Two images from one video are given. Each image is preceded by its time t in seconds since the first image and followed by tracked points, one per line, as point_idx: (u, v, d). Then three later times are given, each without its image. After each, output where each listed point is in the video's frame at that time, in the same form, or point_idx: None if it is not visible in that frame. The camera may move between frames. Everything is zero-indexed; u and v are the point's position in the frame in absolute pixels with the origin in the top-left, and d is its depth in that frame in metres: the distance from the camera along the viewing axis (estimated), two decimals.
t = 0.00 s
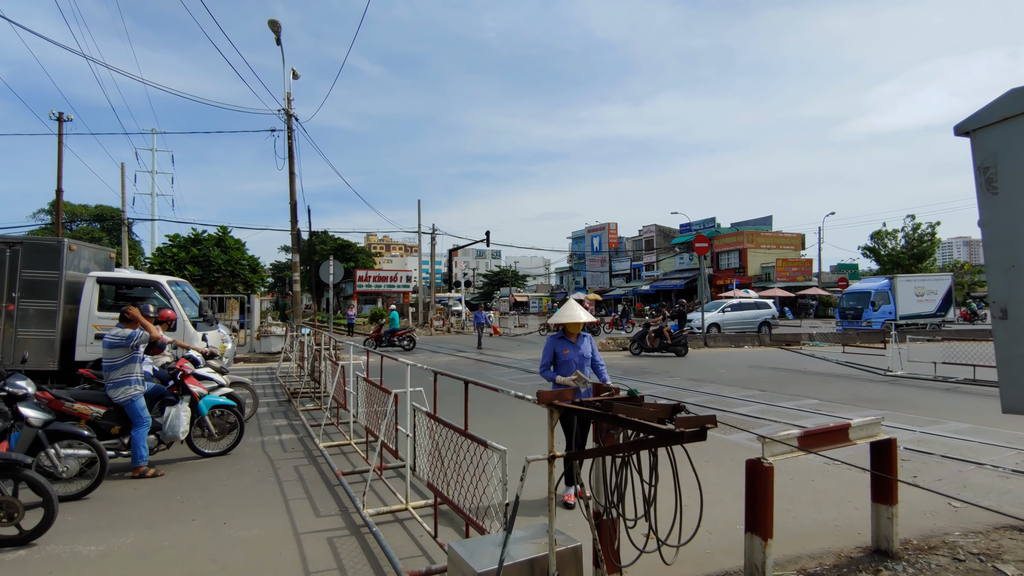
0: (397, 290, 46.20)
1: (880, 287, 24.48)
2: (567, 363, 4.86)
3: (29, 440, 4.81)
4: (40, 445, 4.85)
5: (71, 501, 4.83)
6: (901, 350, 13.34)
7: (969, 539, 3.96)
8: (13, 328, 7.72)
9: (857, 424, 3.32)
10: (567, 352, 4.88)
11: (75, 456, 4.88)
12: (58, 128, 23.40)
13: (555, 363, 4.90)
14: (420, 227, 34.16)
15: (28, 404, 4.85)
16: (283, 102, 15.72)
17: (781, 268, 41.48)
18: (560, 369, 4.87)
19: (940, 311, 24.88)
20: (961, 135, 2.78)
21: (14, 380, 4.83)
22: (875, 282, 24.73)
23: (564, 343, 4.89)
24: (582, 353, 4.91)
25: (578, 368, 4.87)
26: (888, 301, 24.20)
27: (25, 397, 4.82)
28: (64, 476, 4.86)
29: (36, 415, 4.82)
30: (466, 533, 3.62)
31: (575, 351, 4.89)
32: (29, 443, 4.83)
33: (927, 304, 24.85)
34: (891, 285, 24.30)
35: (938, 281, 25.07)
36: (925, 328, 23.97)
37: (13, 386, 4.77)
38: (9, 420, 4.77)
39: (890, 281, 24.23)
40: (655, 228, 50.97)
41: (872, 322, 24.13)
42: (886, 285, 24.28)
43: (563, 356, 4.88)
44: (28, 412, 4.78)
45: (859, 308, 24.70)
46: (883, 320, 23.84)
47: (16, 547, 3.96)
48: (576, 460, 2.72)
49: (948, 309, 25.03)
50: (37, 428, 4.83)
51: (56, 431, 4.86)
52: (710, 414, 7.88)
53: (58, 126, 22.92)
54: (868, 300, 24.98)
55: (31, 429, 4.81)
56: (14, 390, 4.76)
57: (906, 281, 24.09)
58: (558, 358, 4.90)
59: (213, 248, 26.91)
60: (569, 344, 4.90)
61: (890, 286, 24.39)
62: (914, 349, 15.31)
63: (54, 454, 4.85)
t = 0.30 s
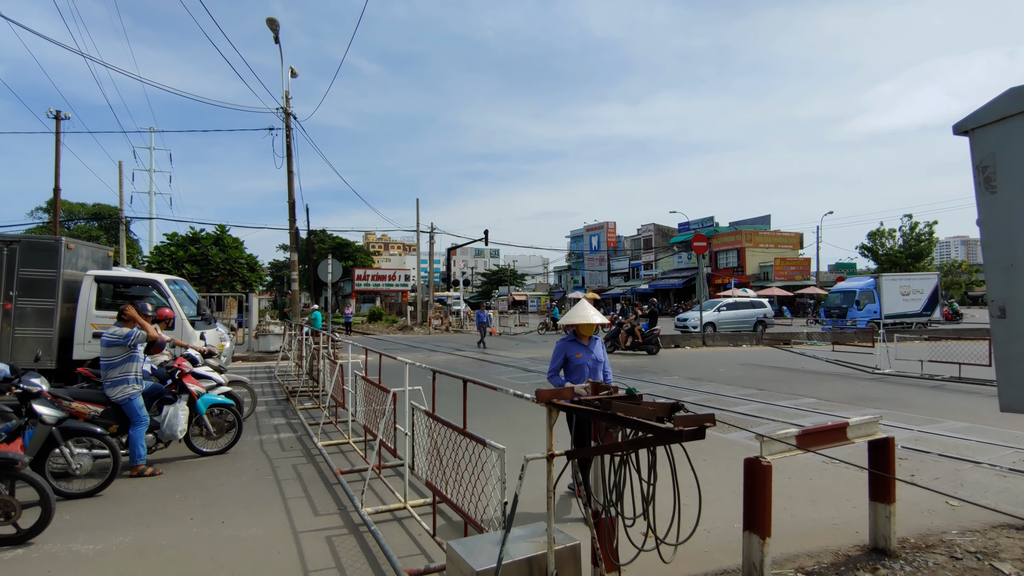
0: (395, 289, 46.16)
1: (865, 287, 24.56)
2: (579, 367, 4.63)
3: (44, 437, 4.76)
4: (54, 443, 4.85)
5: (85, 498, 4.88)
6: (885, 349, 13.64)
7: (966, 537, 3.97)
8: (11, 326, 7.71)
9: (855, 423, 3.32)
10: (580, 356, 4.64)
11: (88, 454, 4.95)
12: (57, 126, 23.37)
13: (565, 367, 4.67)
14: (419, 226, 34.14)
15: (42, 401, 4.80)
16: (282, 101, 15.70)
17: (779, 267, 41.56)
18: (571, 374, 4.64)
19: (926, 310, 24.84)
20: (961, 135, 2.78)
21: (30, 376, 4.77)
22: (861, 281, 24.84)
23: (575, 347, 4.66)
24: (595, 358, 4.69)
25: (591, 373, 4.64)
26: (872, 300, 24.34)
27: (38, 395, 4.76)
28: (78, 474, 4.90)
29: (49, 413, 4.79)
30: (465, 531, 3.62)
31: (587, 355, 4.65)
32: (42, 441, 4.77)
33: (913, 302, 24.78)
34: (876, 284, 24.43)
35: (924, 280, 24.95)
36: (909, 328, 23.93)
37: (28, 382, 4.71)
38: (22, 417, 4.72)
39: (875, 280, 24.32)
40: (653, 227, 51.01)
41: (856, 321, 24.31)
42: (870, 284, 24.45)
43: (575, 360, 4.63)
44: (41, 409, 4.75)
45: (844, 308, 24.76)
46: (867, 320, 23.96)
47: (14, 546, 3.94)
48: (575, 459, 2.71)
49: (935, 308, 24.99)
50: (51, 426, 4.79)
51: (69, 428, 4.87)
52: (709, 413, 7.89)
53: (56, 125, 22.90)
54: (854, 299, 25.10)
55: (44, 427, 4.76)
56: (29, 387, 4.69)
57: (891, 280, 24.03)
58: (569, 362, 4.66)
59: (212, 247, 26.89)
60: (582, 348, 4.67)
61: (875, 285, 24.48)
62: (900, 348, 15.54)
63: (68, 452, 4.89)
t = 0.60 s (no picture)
0: (396, 286, 46.15)
1: (854, 285, 24.67)
2: (595, 367, 4.49)
3: (55, 432, 4.73)
4: (66, 438, 4.83)
5: (95, 493, 4.94)
6: (875, 346, 13.73)
7: (965, 535, 3.98)
8: (11, 323, 7.71)
9: (855, 421, 3.32)
10: (596, 356, 4.50)
11: (100, 450, 4.95)
12: (57, 124, 23.39)
13: (579, 366, 4.52)
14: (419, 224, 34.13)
15: (53, 398, 4.76)
16: (282, 98, 15.67)
17: (779, 266, 41.56)
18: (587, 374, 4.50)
19: (915, 309, 24.79)
20: (961, 132, 2.78)
21: (42, 373, 4.76)
22: (850, 279, 24.94)
23: (592, 346, 4.51)
24: (610, 357, 4.58)
25: (605, 374, 4.52)
26: (861, 298, 24.38)
27: (49, 391, 4.73)
28: (89, 469, 4.90)
29: (60, 409, 4.74)
30: (465, 529, 3.63)
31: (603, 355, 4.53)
32: (53, 437, 4.74)
33: (902, 300, 24.71)
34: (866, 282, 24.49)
35: (914, 279, 24.73)
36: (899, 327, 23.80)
37: (40, 379, 4.69)
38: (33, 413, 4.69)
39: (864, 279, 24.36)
40: (654, 225, 51.01)
41: (844, 320, 24.36)
42: (859, 282, 24.56)
43: (592, 359, 4.48)
44: (52, 405, 4.69)
45: (832, 305, 24.96)
46: (854, 318, 23.98)
47: (14, 544, 3.94)
48: (575, 456, 2.71)
49: (925, 306, 24.93)
50: (61, 422, 4.75)
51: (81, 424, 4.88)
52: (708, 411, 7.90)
53: (57, 123, 22.94)
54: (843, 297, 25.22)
55: (55, 423, 4.72)
56: (40, 383, 4.68)
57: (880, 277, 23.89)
58: (584, 361, 4.50)
59: (212, 245, 26.90)
60: (598, 347, 4.53)
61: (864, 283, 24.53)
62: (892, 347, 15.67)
63: (79, 447, 4.88)
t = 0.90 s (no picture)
0: (396, 284, 46.10)
1: (843, 283, 24.54)
2: (619, 372, 4.29)
3: (63, 429, 4.74)
4: (73, 436, 4.84)
5: (102, 489, 4.98)
6: (869, 343, 13.75)
7: (966, 533, 3.98)
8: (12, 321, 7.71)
9: (855, 418, 3.31)
10: (620, 361, 4.30)
11: (107, 446, 4.96)
12: (57, 121, 23.38)
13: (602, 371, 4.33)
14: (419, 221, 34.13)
15: (61, 395, 4.76)
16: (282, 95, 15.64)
17: (779, 263, 41.52)
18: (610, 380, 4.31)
19: (907, 306, 24.68)
20: (962, 129, 2.77)
21: (49, 371, 4.81)
22: (839, 276, 24.80)
23: (616, 350, 4.32)
24: (634, 362, 4.38)
25: (629, 379, 4.34)
26: (850, 296, 24.18)
27: (56, 388, 4.75)
28: (97, 465, 4.92)
29: (68, 407, 4.74)
30: (465, 525, 3.64)
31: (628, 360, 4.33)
32: (61, 434, 4.75)
33: (894, 297, 24.58)
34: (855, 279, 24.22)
35: (905, 276, 24.59)
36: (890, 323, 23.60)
37: (48, 376, 4.74)
38: (40, 411, 4.65)
39: (853, 276, 24.15)
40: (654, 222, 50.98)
41: (833, 317, 24.31)
42: (848, 279, 24.38)
43: (615, 364, 4.29)
44: (61, 403, 4.69)
45: (823, 303, 24.96)
46: (844, 315, 23.91)
47: (15, 540, 3.96)
48: (575, 453, 2.71)
49: (915, 304, 24.78)
50: (69, 419, 4.75)
51: (91, 422, 4.92)
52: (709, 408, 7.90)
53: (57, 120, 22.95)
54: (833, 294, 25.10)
55: (64, 420, 4.72)
56: (50, 380, 4.72)
57: (871, 275, 23.64)
58: (607, 365, 4.31)
59: (213, 242, 26.90)
60: (623, 352, 4.34)
61: (854, 280, 24.28)
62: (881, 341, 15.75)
63: (87, 444, 4.89)
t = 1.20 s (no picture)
0: (397, 282, 46.08)
1: (834, 281, 24.33)
2: (646, 373, 4.03)
3: (67, 428, 4.76)
4: (77, 434, 4.85)
5: (106, 487, 4.98)
6: (861, 341, 13.88)
7: (967, 532, 3.98)
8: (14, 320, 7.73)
9: (857, 417, 3.31)
10: (647, 361, 4.03)
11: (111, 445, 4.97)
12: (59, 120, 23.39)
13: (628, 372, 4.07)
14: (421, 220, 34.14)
15: (64, 394, 4.80)
16: (283, 94, 15.65)
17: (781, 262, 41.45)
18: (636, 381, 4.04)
19: (899, 305, 24.75)
20: (964, 128, 2.77)
21: (54, 369, 4.97)
22: (831, 275, 24.59)
23: (643, 350, 4.05)
24: (663, 364, 4.10)
25: (657, 380, 4.07)
26: (841, 295, 23.94)
27: (60, 388, 4.79)
28: (100, 464, 4.93)
29: (72, 406, 4.78)
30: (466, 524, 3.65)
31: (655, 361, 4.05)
32: (65, 433, 4.77)
33: (885, 296, 24.58)
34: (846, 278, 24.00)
35: (895, 275, 24.65)
36: (882, 322, 23.57)
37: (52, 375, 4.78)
38: (44, 410, 4.68)
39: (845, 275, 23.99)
40: (656, 221, 50.93)
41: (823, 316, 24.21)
42: (840, 277, 24.16)
43: (642, 364, 4.02)
44: (64, 401, 4.73)
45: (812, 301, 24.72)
46: (834, 314, 23.82)
47: (19, 538, 3.97)
48: (577, 452, 2.71)
49: (907, 303, 24.79)
50: (73, 418, 4.79)
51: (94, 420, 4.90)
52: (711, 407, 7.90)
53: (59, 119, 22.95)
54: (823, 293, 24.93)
55: (67, 419, 4.75)
56: (53, 380, 4.76)
57: (861, 273, 23.78)
58: (633, 365, 4.05)
59: (214, 241, 26.91)
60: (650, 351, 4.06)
61: (845, 279, 24.13)
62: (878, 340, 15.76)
63: (91, 442, 4.90)
